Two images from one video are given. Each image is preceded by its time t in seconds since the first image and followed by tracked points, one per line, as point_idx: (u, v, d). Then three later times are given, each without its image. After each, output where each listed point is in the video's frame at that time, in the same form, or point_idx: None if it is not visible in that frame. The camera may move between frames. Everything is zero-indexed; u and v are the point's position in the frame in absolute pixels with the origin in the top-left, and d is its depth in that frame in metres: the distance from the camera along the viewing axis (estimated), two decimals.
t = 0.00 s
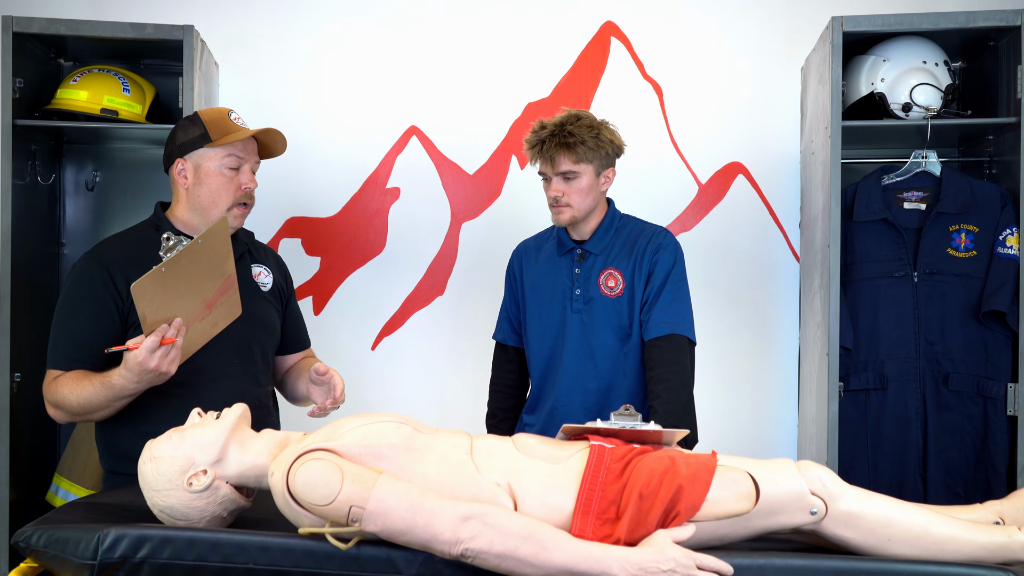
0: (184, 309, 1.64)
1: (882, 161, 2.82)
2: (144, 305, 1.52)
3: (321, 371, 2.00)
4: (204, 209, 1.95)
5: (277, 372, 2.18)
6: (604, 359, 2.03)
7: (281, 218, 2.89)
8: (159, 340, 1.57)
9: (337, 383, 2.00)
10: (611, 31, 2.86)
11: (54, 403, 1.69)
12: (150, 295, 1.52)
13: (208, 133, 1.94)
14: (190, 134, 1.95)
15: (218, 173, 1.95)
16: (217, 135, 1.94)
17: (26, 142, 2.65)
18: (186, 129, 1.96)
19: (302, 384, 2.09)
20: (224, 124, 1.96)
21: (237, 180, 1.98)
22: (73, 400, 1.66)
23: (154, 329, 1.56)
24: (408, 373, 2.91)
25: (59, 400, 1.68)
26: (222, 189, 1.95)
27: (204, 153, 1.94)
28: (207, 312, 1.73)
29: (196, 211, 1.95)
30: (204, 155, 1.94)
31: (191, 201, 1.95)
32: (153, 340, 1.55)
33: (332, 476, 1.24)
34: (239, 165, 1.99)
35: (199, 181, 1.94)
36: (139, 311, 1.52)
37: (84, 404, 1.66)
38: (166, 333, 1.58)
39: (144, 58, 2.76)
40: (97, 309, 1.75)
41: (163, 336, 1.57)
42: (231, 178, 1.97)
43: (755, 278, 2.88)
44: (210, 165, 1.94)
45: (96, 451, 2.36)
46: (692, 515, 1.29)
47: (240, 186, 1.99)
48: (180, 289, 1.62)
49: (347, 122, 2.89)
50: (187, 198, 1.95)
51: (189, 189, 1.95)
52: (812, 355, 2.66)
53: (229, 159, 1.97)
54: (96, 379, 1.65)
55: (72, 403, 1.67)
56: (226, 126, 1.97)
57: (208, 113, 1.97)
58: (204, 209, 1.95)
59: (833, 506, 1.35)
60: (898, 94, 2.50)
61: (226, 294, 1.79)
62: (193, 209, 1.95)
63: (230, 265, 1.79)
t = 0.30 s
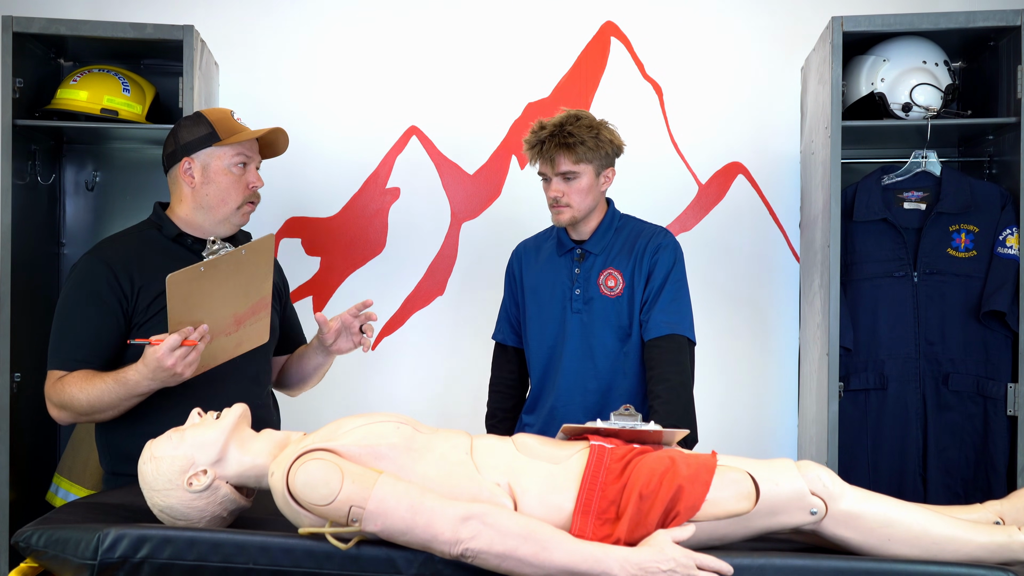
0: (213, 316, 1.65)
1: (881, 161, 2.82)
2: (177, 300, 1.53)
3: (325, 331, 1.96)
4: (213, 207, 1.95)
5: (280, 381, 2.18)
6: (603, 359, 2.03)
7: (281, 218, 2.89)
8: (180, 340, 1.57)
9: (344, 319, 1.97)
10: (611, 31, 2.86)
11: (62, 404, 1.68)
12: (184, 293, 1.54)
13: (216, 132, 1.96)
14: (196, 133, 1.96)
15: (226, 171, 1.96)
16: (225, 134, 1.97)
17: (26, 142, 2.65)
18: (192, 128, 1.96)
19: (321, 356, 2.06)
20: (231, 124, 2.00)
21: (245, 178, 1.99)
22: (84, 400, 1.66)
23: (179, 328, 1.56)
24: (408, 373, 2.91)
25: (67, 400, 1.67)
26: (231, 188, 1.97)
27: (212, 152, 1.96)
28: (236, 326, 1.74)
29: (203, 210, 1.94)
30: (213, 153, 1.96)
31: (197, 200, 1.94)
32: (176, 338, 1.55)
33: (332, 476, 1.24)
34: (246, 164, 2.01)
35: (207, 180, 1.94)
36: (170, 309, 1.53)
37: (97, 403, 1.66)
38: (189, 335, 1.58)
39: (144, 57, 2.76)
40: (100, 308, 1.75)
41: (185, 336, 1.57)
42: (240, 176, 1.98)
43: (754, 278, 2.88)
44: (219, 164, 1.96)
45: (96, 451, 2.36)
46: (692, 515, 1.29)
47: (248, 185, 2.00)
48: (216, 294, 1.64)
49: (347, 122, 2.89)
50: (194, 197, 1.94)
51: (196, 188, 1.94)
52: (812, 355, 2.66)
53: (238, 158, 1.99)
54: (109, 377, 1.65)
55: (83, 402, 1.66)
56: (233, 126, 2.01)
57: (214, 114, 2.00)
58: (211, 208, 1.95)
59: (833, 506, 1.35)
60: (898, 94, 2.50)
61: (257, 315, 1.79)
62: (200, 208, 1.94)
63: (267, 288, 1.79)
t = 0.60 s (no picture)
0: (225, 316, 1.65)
1: (881, 161, 2.82)
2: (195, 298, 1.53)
3: (324, 283, 1.97)
4: (214, 206, 1.94)
5: (297, 373, 2.19)
6: (603, 359, 2.03)
7: (281, 218, 2.89)
8: (194, 338, 1.56)
9: (330, 263, 1.99)
10: (611, 31, 2.86)
11: (66, 402, 1.67)
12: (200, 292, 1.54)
13: (219, 132, 1.97)
14: (198, 132, 1.96)
15: (228, 170, 1.96)
16: (228, 134, 1.98)
17: (26, 142, 2.65)
18: (194, 128, 1.96)
19: (328, 313, 2.07)
20: (233, 125, 2.01)
21: (246, 179, 2.00)
22: (90, 397, 1.66)
23: (194, 327, 1.56)
24: (408, 373, 2.91)
25: (71, 399, 1.66)
26: (233, 187, 1.96)
27: (215, 151, 1.96)
28: (244, 329, 1.73)
29: (204, 209, 1.94)
30: (215, 152, 1.96)
31: (198, 199, 1.94)
32: (191, 336, 1.55)
33: (332, 476, 1.24)
34: (247, 165, 2.02)
35: (209, 179, 1.94)
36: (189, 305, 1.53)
37: (104, 400, 1.66)
38: (202, 334, 1.58)
39: (144, 58, 2.76)
40: (101, 307, 1.75)
41: (200, 334, 1.57)
42: (241, 176, 1.99)
43: (754, 278, 2.88)
44: (221, 163, 1.96)
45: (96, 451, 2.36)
46: (692, 515, 1.29)
47: (248, 185, 2.01)
48: (231, 295, 1.64)
49: (347, 123, 2.89)
50: (195, 196, 1.94)
51: (197, 187, 1.94)
52: (812, 355, 2.66)
53: (240, 158, 1.99)
54: (116, 374, 1.65)
55: (88, 400, 1.66)
56: (236, 127, 2.02)
57: (217, 114, 2.01)
58: (212, 207, 1.94)
59: (833, 506, 1.35)
60: (898, 94, 2.50)
61: (266, 318, 1.80)
62: (201, 207, 1.94)
63: (278, 293, 1.81)
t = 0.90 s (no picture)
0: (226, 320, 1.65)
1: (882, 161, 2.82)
2: (197, 301, 1.53)
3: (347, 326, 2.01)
4: (212, 206, 1.94)
5: (293, 379, 2.20)
6: (603, 359, 2.03)
7: (281, 218, 2.89)
8: (193, 342, 1.56)
9: (357, 309, 2.01)
10: (611, 31, 2.86)
11: (64, 405, 1.67)
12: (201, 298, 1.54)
13: (216, 132, 1.97)
14: (194, 132, 1.96)
15: (226, 170, 1.96)
16: (225, 134, 1.98)
17: (26, 142, 2.65)
18: (191, 128, 1.97)
19: (340, 345, 2.10)
20: (230, 125, 2.01)
21: (244, 179, 2.00)
22: (88, 400, 1.66)
23: (193, 331, 1.56)
24: (408, 373, 2.91)
25: (70, 401, 1.66)
26: (231, 187, 1.96)
27: (212, 151, 1.96)
28: (245, 333, 1.74)
29: (202, 208, 1.94)
30: (213, 152, 1.96)
31: (196, 198, 1.93)
32: (190, 340, 1.55)
33: (332, 476, 1.24)
34: (244, 165, 2.02)
35: (207, 179, 1.94)
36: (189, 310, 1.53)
37: (102, 403, 1.66)
38: (201, 338, 1.58)
39: (144, 58, 2.76)
40: (99, 308, 1.75)
41: (199, 339, 1.57)
42: (239, 176, 1.99)
43: (754, 278, 2.88)
44: (219, 162, 1.96)
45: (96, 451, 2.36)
46: (692, 515, 1.29)
47: (246, 185, 2.00)
48: (234, 300, 1.64)
49: (347, 123, 2.89)
50: (192, 195, 1.94)
51: (195, 186, 1.94)
52: (812, 355, 2.66)
53: (237, 158, 1.99)
54: (115, 376, 1.65)
55: (87, 403, 1.66)
56: (232, 127, 2.02)
57: (214, 114, 2.01)
58: (209, 206, 1.94)
59: (833, 506, 1.35)
60: (898, 94, 2.50)
61: (266, 324, 1.81)
62: (199, 206, 1.94)
63: (279, 299, 1.83)
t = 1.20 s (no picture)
0: (228, 327, 1.65)
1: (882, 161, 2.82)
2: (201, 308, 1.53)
3: (340, 343, 2.00)
4: (214, 208, 1.94)
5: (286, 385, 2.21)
6: (602, 360, 2.03)
7: (281, 218, 2.89)
8: (194, 348, 1.56)
9: (353, 326, 2.01)
10: (611, 31, 2.86)
11: (64, 404, 1.67)
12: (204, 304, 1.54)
13: (219, 133, 1.97)
14: (197, 133, 1.96)
15: (229, 171, 1.96)
16: (229, 136, 1.98)
17: (26, 142, 2.65)
18: (194, 128, 1.96)
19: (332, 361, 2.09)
20: (234, 126, 2.01)
21: (247, 180, 2.00)
22: (88, 401, 1.66)
23: (195, 337, 1.55)
24: (408, 373, 2.91)
25: (69, 401, 1.66)
26: (233, 189, 1.96)
27: (216, 153, 1.96)
28: (247, 339, 1.74)
29: (204, 210, 1.94)
30: (216, 154, 1.96)
31: (199, 199, 1.94)
32: (190, 346, 1.54)
33: (332, 476, 1.24)
34: (248, 166, 2.02)
35: (210, 180, 1.94)
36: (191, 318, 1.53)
37: (101, 404, 1.66)
38: (203, 344, 1.58)
39: (144, 57, 2.76)
40: (99, 308, 1.75)
41: (200, 345, 1.56)
42: (242, 178, 1.98)
43: (754, 278, 2.88)
44: (222, 164, 1.96)
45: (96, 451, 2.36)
46: (692, 515, 1.29)
47: (249, 186, 2.00)
48: (236, 307, 1.64)
49: (347, 123, 2.89)
50: (195, 197, 1.94)
51: (198, 188, 1.94)
52: (812, 355, 2.66)
53: (241, 160, 1.99)
54: (115, 378, 1.65)
55: (87, 403, 1.66)
56: (236, 128, 2.02)
57: (217, 115, 2.01)
58: (212, 208, 1.94)
59: (833, 506, 1.35)
60: (898, 94, 2.50)
61: (268, 330, 1.80)
62: (201, 208, 1.94)
63: (282, 308, 1.81)
